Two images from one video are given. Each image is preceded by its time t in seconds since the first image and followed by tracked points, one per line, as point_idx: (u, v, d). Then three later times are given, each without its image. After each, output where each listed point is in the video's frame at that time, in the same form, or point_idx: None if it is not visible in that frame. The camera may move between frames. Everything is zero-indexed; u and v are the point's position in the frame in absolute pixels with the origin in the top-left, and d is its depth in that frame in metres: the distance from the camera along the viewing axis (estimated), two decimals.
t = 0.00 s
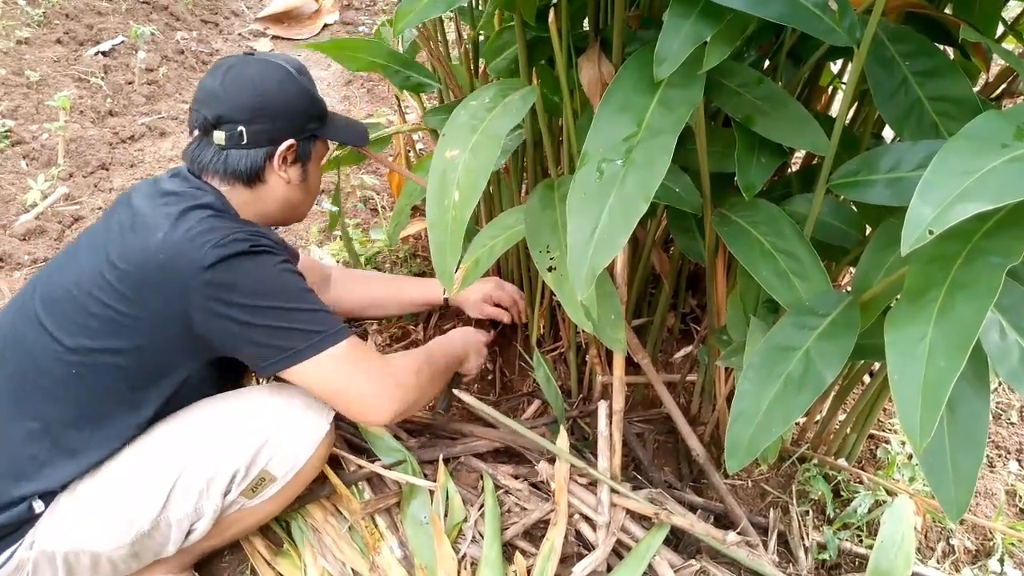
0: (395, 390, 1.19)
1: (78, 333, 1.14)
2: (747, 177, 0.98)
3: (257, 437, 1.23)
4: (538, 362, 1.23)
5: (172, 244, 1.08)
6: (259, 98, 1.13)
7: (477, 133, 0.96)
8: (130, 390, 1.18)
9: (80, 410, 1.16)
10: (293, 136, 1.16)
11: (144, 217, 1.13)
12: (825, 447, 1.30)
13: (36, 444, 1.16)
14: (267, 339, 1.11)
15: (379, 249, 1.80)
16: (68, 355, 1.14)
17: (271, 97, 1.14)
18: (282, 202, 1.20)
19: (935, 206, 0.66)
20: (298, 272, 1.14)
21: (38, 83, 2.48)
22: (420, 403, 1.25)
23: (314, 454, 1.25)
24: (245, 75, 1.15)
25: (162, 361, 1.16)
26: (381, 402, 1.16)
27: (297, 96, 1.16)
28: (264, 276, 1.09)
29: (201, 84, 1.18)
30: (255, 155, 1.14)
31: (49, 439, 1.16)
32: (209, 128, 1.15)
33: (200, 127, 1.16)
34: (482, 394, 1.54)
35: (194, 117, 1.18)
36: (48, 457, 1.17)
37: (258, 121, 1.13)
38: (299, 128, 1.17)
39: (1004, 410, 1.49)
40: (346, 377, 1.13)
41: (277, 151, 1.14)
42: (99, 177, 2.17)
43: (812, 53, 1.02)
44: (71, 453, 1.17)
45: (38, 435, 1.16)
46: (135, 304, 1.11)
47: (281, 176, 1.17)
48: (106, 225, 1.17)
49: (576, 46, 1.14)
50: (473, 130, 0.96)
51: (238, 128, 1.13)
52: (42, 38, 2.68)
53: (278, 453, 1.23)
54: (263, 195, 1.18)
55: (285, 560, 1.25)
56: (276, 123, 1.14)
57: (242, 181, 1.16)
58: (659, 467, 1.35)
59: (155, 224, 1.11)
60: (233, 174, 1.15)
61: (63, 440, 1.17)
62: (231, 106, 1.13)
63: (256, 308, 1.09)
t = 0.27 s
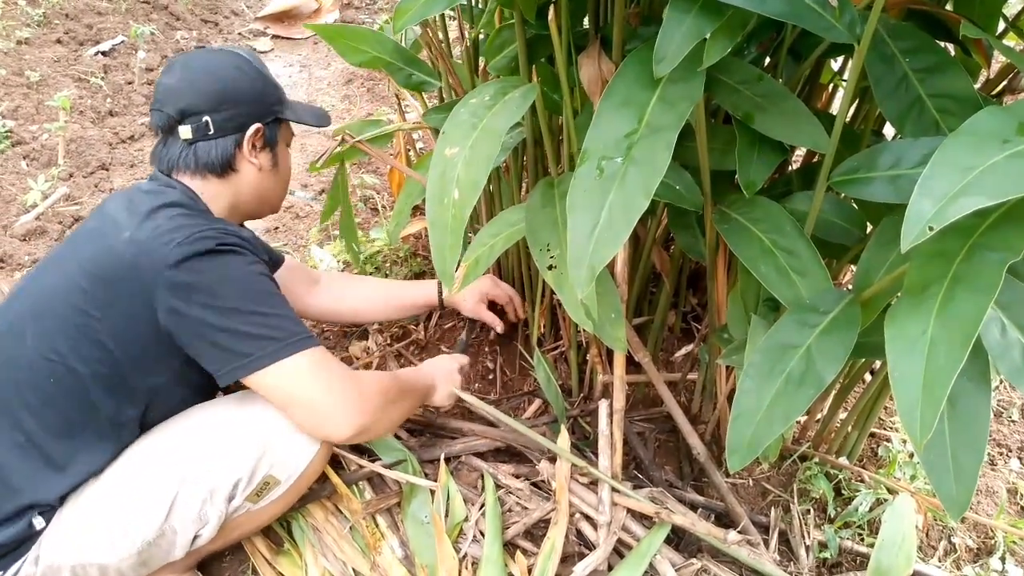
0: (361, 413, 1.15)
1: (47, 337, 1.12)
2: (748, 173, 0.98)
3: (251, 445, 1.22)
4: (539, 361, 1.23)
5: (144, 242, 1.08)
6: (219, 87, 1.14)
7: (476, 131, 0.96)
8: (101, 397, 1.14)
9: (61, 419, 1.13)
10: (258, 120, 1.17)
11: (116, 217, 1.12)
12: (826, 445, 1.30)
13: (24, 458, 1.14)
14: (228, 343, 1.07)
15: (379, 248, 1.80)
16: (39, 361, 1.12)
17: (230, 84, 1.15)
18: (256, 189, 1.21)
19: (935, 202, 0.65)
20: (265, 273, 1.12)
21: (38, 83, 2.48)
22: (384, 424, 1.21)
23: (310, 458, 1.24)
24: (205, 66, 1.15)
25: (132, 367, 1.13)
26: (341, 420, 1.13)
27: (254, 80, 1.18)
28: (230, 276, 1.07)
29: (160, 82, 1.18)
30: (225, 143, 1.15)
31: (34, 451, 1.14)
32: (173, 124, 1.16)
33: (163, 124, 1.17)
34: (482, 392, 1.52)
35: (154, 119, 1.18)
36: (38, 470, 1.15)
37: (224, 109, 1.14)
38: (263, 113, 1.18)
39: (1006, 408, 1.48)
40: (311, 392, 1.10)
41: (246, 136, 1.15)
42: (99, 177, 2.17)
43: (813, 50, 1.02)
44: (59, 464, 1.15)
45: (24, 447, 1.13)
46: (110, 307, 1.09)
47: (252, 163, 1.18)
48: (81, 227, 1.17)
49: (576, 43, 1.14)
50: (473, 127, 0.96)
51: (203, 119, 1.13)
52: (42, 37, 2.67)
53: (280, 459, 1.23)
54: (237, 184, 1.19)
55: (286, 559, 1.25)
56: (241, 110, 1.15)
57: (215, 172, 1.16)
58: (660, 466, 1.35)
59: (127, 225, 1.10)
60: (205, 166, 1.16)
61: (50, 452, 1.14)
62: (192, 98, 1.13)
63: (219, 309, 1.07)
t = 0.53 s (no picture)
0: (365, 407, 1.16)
1: (49, 334, 1.12)
2: (749, 174, 0.98)
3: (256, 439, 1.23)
4: (541, 362, 1.23)
5: (147, 238, 1.08)
6: (218, 86, 1.15)
7: (478, 133, 0.96)
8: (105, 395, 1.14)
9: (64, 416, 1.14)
10: (258, 118, 1.18)
11: (120, 215, 1.13)
12: (827, 446, 1.30)
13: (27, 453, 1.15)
14: (232, 337, 1.08)
15: (381, 250, 1.81)
16: (42, 358, 1.12)
17: (229, 83, 1.16)
18: (259, 187, 1.22)
19: (937, 202, 0.66)
20: (269, 268, 1.12)
21: (41, 86, 2.49)
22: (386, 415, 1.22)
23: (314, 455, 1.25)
24: (203, 67, 1.16)
25: (134, 364, 1.13)
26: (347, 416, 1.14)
27: (251, 79, 1.19)
28: (233, 270, 1.08)
29: (157, 84, 1.19)
30: (227, 141, 1.16)
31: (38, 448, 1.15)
32: (174, 125, 1.16)
33: (164, 126, 1.17)
34: (484, 394, 1.53)
35: (154, 121, 1.18)
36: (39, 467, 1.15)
37: (224, 108, 1.15)
38: (262, 111, 1.19)
39: (1007, 408, 1.49)
40: (317, 390, 1.10)
41: (248, 134, 1.17)
42: (102, 180, 2.17)
43: (814, 52, 1.02)
44: (63, 461, 1.16)
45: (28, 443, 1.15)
46: (112, 303, 1.10)
47: (254, 160, 1.19)
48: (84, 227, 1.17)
49: (577, 46, 1.14)
50: (475, 130, 0.96)
51: (205, 118, 1.14)
52: (45, 41, 2.68)
53: (283, 453, 1.24)
54: (240, 182, 1.20)
55: (288, 560, 1.25)
56: (241, 109, 1.16)
57: (218, 171, 1.17)
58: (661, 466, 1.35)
59: (129, 223, 1.11)
60: (208, 166, 1.16)
61: (53, 449, 1.15)
62: (193, 98, 1.14)
63: (224, 304, 1.07)
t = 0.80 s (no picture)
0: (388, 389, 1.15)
1: (71, 318, 1.12)
2: (748, 173, 0.98)
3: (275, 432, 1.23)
4: (539, 361, 1.23)
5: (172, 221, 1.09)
6: (243, 82, 1.16)
7: (476, 131, 0.95)
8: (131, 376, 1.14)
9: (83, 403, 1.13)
10: (280, 115, 1.19)
11: (145, 205, 1.13)
12: (828, 444, 1.30)
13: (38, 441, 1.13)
14: (263, 315, 1.07)
15: (380, 249, 1.80)
16: (61, 344, 1.12)
17: (253, 79, 1.16)
18: (279, 185, 1.21)
19: (937, 199, 0.65)
20: (297, 249, 1.13)
21: (38, 86, 2.48)
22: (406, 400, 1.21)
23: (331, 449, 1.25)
24: (229, 63, 1.17)
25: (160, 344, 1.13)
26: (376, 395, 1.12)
27: (274, 75, 1.19)
28: (263, 249, 1.09)
29: (181, 80, 1.20)
30: (249, 137, 1.16)
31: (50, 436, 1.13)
32: (198, 120, 1.16)
33: (187, 121, 1.17)
34: (483, 392, 1.53)
35: (178, 116, 1.19)
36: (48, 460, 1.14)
37: (249, 104, 1.15)
38: (284, 108, 1.19)
39: (1007, 405, 1.48)
40: (342, 368, 1.09)
41: (269, 130, 1.16)
42: (99, 180, 2.17)
43: (813, 48, 1.02)
44: (81, 451, 1.16)
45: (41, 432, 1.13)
46: (136, 289, 1.10)
47: (275, 157, 1.19)
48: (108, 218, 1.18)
49: (575, 43, 1.14)
50: (473, 128, 0.96)
51: (228, 114, 1.14)
52: (42, 41, 2.67)
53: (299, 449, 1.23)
54: (260, 179, 1.19)
55: (287, 560, 1.24)
56: (265, 106, 1.17)
57: (239, 167, 1.17)
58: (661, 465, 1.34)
59: (155, 208, 1.12)
60: (229, 161, 1.16)
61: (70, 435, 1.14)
62: (217, 94, 1.15)
63: (254, 281, 1.07)
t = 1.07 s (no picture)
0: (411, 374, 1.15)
1: (91, 315, 1.12)
2: (748, 171, 0.97)
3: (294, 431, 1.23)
4: (540, 359, 1.22)
5: (193, 217, 1.09)
6: (258, 80, 1.15)
7: (476, 130, 0.95)
8: (147, 372, 1.13)
9: (99, 399, 1.13)
10: (294, 114, 1.18)
11: (165, 202, 1.13)
12: (829, 440, 1.30)
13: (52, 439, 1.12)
14: (285, 310, 1.07)
15: (380, 248, 1.81)
16: (82, 339, 1.12)
17: (268, 77, 1.16)
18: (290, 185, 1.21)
19: (936, 195, 0.65)
20: (317, 244, 1.13)
21: (38, 87, 2.48)
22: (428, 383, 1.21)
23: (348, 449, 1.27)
24: (246, 62, 1.17)
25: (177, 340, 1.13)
26: (399, 384, 1.12)
27: (289, 74, 1.19)
28: (283, 245, 1.08)
29: (198, 77, 1.20)
30: (263, 136, 1.15)
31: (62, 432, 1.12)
32: (212, 118, 1.16)
33: (201, 118, 1.17)
34: (485, 391, 1.52)
35: (191, 114, 1.19)
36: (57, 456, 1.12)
37: (264, 104, 1.15)
38: (297, 107, 1.19)
39: (1009, 401, 1.48)
40: (362, 357, 1.08)
41: (283, 130, 1.16)
42: (99, 180, 2.17)
43: (812, 45, 1.02)
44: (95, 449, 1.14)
45: (53, 430, 1.12)
46: (155, 285, 1.10)
47: (287, 157, 1.19)
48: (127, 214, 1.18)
49: (574, 41, 1.14)
50: (473, 126, 0.96)
51: (241, 112, 1.14)
52: (42, 42, 2.68)
53: (319, 453, 1.24)
54: (272, 178, 1.19)
55: (289, 560, 1.25)
56: (280, 105, 1.16)
57: (252, 166, 1.17)
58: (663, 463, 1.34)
59: (174, 204, 1.12)
60: (242, 160, 1.16)
61: (85, 432, 1.13)
62: (231, 92, 1.14)
63: (276, 276, 1.07)
